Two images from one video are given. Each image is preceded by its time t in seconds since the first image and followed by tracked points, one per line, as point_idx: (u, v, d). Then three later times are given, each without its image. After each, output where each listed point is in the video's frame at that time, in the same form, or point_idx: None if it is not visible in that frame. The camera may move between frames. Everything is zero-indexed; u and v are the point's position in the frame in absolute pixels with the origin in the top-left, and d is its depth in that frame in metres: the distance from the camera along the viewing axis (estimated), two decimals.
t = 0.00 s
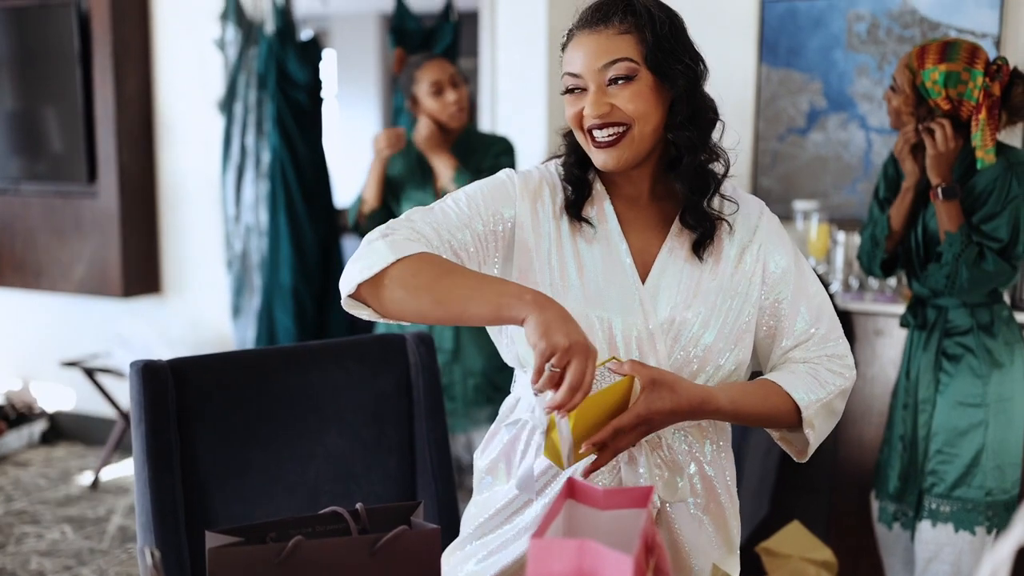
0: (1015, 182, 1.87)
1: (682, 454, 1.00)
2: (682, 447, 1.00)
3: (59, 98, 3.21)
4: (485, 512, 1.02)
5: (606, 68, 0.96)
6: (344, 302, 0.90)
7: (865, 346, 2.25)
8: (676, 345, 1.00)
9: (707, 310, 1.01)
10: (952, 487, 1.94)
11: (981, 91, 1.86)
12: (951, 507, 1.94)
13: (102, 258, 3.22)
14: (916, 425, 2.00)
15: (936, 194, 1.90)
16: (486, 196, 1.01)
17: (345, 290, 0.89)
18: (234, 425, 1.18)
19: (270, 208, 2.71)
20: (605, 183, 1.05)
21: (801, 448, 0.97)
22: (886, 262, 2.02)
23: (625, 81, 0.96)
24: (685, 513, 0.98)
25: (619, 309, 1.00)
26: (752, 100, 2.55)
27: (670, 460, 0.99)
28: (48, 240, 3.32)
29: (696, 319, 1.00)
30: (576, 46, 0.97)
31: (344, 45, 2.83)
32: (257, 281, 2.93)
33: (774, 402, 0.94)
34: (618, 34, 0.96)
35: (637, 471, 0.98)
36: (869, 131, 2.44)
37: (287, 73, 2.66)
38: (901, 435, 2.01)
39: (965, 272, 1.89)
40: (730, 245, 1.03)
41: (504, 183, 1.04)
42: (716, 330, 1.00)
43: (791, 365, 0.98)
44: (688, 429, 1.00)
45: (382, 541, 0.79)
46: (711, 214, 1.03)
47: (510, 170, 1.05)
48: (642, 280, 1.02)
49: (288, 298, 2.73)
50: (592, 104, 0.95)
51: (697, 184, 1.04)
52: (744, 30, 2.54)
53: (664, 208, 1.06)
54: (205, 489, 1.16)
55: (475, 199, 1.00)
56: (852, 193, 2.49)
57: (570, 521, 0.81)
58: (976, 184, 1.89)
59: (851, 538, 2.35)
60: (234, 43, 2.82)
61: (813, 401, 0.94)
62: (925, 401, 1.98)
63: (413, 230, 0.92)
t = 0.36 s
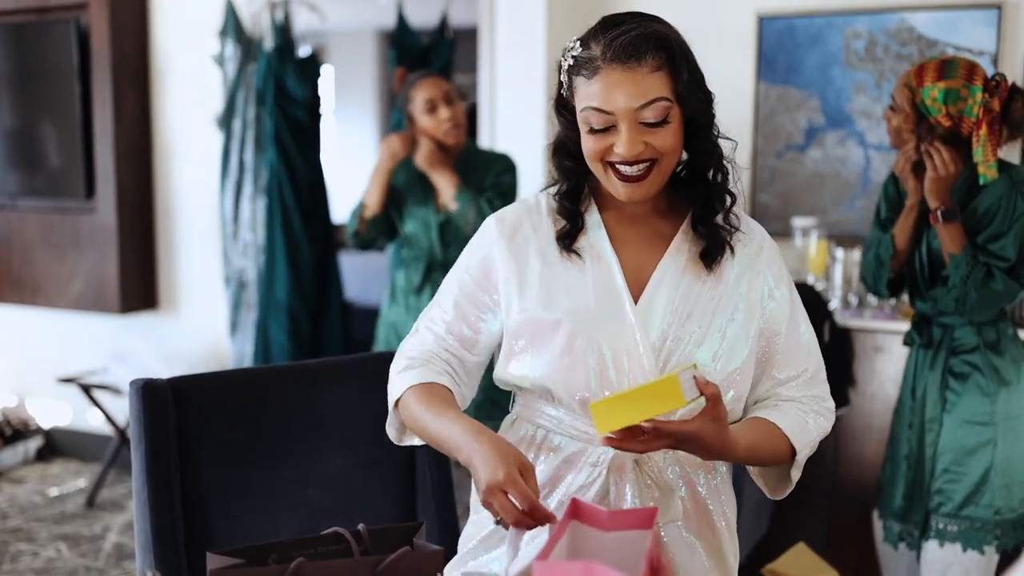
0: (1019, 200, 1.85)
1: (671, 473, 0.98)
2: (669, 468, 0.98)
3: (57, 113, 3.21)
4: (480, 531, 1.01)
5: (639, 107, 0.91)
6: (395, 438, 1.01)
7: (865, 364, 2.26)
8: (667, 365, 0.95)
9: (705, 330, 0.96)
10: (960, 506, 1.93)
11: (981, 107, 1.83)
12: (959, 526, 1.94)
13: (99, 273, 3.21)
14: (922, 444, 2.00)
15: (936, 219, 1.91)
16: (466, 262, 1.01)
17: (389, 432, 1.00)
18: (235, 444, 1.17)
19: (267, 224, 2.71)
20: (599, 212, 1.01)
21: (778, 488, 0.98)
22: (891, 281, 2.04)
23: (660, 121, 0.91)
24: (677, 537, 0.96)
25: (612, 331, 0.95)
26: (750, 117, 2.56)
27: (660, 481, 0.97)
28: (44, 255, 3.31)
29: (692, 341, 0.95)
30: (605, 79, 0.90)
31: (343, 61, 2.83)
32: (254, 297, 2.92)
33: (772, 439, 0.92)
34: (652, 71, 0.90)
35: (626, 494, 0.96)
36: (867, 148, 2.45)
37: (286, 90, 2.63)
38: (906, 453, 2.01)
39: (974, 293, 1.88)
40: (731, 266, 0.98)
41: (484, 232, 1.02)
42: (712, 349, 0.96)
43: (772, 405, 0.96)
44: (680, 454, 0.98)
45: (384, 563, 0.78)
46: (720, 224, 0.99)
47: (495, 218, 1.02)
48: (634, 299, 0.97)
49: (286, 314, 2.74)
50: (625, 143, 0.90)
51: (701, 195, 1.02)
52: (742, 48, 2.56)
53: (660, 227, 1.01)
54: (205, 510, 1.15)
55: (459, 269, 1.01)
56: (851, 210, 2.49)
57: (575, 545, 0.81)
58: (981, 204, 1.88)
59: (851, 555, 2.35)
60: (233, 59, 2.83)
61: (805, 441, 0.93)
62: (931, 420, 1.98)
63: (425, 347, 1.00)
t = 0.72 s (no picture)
0: None
1: (678, 497, 0.97)
2: (675, 492, 0.97)
3: (52, 132, 3.20)
4: (486, 558, 1.01)
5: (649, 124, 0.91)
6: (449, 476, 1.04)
7: (862, 385, 2.27)
8: (672, 386, 0.95)
9: (709, 352, 0.96)
10: (966, 528, 1.95)
11: (988, 130, 1.88)
12: (965, 549, 1.95)
13: (92, 292, 3.20)
14: (926, 467, 2.01)
15: (944, 240, 1.92)
16: (471, 301, 1.01)
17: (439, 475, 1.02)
18: (236, 466, 1.16)
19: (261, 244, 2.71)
20: (597, 236, 1.01)
21: (775, 508, 0.98)
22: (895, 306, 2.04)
23: (669, 138, 0.91)
24: (685, 561, 0.96)
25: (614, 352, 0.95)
26: (746, 139, 2.57)
27: (668, 505, 0.97)
28: (38, 274, 3.30)
29: (695, 363, 0.95)
30: (616, 96, 0.91)
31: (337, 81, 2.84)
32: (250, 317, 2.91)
33: (774, 462, 0.92)
34: (663, 89, 0.91)
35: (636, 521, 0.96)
36: (863, 170, 2.47)
37: (282, 109, 2.64)
38: (908, 476, 2.03)
39: (983, 314, 1.91)
40: (732, 286, 0.98)
41: (484, 267, 1.01)
42: (716, 372, 0.96)
43: (771, 426, 0.96)
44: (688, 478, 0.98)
45: None
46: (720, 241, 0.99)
47: (495, 250, 1.01)
48: (636, 325, 0.96)
49: (281, 333, 2.74)
50: (636, 160, 0.90)
51: (701, 214, 1.01)
52: (737, 70, 2.57)
53: (661, 248, 1.01)
54: (205, 533, 1.14)
55: (466, 309, 1.01)
56: (847, 232, 2.50)
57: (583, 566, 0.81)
58: (988, 226, 1.93)
59: None
60: (229, 79, 2.83)
61: (806, 463, 0.93)
62: (935, 442, 2.00)
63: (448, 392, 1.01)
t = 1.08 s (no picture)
0: None
1: (691, 512, 0.98)
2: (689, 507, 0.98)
3: (49, 142, 3.20)
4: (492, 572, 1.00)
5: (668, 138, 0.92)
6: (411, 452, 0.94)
7: (859, 399, 2.27)
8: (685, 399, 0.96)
9: (717, 366, 0.97)
10: (965, 542, 2.00)
11: (990, 148, 1.95)
12: (965, 562, 2.00)
13: (88, 302, 3.19)
14: (926, 480, 2.07)
15: (947, 254, 1.98)
16: (482, 289, 0.99)
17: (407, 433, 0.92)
18: (239, 479, 1.16)
19: (256, 254, 2.70)
20: (609, 250, 1.01)
21: (780, 524, 0.97)
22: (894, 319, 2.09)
23: (685, 153, 0.93)
24: None
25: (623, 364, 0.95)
26: (744, 152, 2.58)
27: (679, 519, 0.97)
28: (34, 284, 3.29)
29: (704, 376, 0.96)
30: (635, 109, 0.92)
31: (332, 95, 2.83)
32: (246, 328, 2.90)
33: (783, 474, 0.91)
34: (681, 104, 0.93)
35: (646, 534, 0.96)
36: (860, 185, 2.48)
37: (279, 119, 2.64)
38: (908, 490, 2.08)
39: (983, 327, 1.97)
40: (739, 303, 1.00)
41: (498, 262, 1.00)
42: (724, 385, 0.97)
43: (777, 441, 0.96)
44: (698, 490, 0.98)
45: None
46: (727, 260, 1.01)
47: (508, 249, 1.00)
48: (648, 337, 0.97)
49: (277, 344, 2.73)
50: (654, 173, 0.91)
51: (711, 229, 1.02)
52: (735, 85, 2.58)
53: (670, 263, 1.01)
54: (208, 546, 1.14)
55: (475, 295, 0.99)
56: (844, 246, 2.51)
57: None
58: (988, 242, 1.99)
59: None
60: (227, 90, 2.83)
61: (810, 478, 0.93)
62: (935, 458, 2.05)
63: (445, 351, 0.94)
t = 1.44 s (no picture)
0: (1017, 245, 1.97)
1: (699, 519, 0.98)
2: (697, 515, 0.98)
3: (35, 150, 3.17)
4: None
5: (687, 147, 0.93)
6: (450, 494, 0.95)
7: (851, 405, 2.28)
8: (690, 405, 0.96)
9: (722, 373, 0.97)
10: (958, 546, 2.02)
11: (981, 156, 1.97)
12: (958, 566, 2.02)
13: (77, 312, 3.17)
14: (918, 486, 2.07)
15: (940, 260, 1.99)
16: (490, 312, 0.97)
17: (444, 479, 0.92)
18: (238, 489, 1.16)
19: (246, 264, 2.69)
20: (613, 258, 1.01)
21: (773, 527, 0.98)
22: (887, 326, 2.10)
23: (702, 163, 0.94)
24: None
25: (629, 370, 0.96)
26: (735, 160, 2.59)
27: (687, 527, 0.98)
28: (21, 294, 3.27)
29: (709, 384, 0.97)
30: (660, 117, 0.93)
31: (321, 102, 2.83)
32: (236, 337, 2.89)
33: (781, 476, 0.93)
34: (702, 114, 0.94)
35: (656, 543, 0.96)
36: (850, 193, 2.49)
37: (269, 128, 2.63)
38: (902, 495, 2.08)
39: (975, 332, 1.98)
40: (741, 310, 1.01)
41: (501, 282, 0.98)
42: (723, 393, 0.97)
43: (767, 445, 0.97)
44: (704, 496, 0.99)
45: None
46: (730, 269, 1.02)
47: (510, 260, 0.99)
48: (653, 346, 0.97)
49: (268, 354, 2.72)
50: (673, 180, 0.92)
51: (714, 236, 1.04)
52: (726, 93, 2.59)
53: (674, 271, 1.02)
54: (207, 557, 1.13)
55: (481, 319, 0.97)
56: (834, 253, 2.52)
57: None
58: (980, 248, 2.00)
59: None
60: (216, 98, 2.81)
61: (803, 481, 0.94)
62: (927, 463, 2.06)
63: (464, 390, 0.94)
